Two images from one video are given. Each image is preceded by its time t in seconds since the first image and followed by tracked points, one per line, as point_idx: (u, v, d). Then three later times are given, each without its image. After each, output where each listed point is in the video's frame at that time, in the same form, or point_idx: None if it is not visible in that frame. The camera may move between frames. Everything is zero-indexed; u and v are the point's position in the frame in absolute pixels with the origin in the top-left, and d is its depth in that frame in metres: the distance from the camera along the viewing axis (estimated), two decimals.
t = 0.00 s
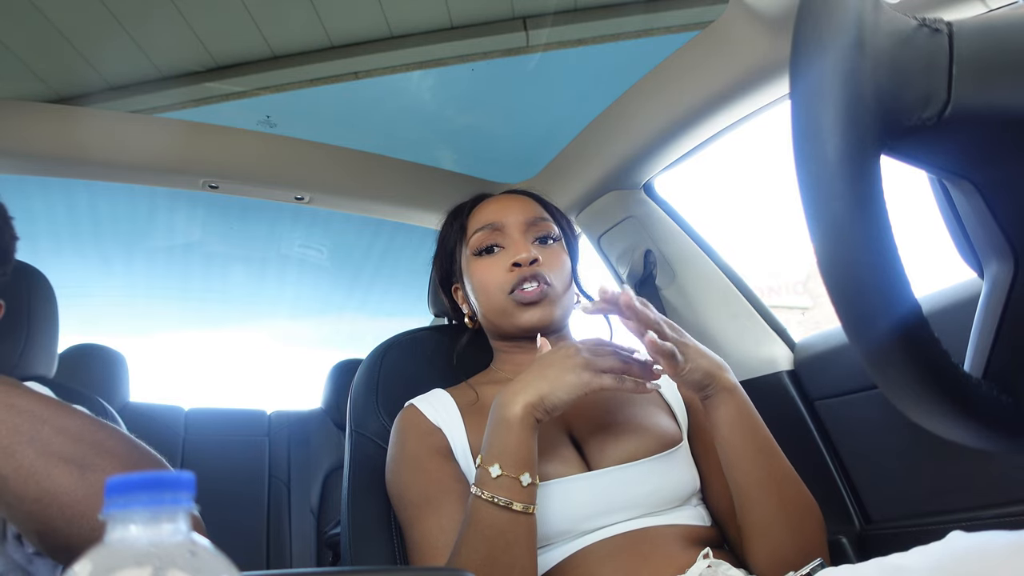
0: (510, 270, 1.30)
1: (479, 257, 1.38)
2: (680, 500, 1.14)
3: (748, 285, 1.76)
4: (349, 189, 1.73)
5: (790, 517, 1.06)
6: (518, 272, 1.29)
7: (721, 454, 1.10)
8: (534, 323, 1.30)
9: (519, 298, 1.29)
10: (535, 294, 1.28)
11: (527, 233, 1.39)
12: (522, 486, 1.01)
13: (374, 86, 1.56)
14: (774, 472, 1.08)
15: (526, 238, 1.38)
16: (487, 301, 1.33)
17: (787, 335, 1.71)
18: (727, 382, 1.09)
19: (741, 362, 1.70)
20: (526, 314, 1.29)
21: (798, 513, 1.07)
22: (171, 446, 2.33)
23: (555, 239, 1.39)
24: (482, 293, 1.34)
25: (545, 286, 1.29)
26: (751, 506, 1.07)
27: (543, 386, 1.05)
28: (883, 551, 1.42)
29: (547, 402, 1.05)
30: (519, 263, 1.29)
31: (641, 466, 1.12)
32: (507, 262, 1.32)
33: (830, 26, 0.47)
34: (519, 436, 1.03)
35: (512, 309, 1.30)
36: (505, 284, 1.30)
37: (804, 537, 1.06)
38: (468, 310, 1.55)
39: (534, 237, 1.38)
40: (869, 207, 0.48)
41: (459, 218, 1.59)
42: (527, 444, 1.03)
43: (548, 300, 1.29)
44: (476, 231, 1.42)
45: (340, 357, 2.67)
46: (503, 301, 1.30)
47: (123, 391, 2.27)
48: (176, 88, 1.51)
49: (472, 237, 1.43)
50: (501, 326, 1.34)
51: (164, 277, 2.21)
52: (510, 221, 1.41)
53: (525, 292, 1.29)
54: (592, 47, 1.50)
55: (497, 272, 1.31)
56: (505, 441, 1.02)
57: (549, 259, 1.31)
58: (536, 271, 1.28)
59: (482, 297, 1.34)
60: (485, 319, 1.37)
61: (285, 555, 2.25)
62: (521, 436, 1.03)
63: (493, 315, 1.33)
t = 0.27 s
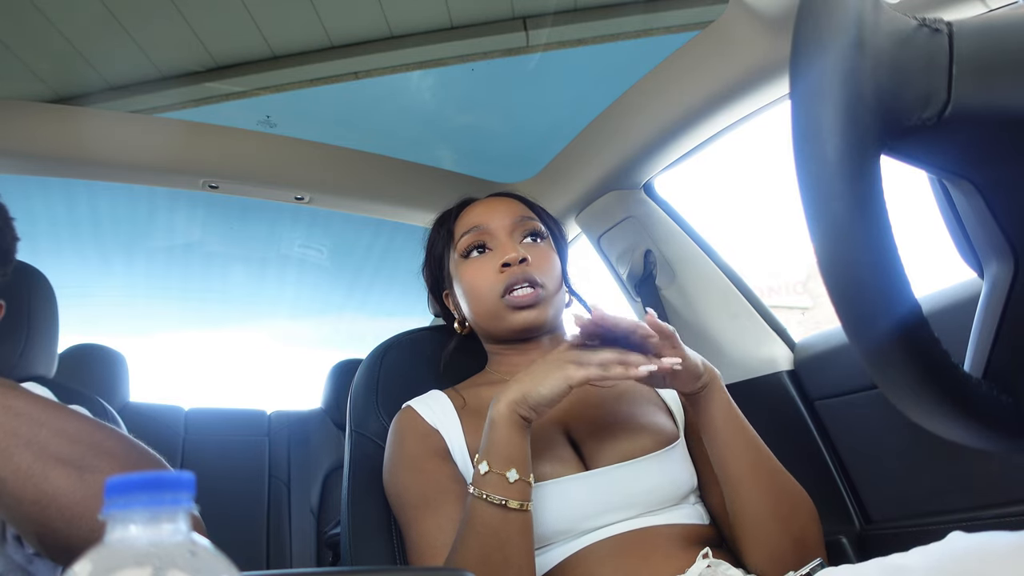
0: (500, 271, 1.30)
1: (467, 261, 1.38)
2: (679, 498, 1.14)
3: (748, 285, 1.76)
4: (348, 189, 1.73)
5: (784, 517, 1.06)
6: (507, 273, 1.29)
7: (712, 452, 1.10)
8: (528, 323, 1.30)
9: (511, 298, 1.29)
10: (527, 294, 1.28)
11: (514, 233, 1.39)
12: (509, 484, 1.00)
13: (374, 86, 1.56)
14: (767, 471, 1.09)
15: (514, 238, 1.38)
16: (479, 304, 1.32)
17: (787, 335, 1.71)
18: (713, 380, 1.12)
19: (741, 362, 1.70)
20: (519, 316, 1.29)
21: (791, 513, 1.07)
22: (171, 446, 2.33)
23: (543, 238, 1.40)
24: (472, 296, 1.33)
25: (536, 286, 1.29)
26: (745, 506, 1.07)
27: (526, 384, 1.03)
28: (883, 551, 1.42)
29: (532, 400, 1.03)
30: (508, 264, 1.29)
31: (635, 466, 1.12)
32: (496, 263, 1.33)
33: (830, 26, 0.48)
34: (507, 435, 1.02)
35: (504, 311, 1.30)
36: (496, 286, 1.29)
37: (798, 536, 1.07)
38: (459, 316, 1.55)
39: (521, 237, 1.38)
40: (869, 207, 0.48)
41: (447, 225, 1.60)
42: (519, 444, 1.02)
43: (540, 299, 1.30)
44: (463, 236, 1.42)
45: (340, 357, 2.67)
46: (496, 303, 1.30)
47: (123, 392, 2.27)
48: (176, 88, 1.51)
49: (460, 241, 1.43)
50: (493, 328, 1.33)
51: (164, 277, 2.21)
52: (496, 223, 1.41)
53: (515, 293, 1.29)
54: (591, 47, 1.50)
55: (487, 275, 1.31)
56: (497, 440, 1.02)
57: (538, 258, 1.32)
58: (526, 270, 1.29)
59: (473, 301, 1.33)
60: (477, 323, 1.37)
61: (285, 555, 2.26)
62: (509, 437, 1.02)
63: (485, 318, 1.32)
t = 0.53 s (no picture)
0: (503, 268, 1.30)
1: (469, 259, 1.38)
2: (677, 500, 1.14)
3: (748, 285, 1.76)
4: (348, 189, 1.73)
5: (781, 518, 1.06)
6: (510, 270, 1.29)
7: (707, 458, 1.09)
8: (530, 321, 1.30)
9: (514, 295, 1.29)
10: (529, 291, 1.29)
11: (517, 231, 1.39)
12: (508, 486, 1.00)
13: (374, 86, 1.56)
14: (762, 473, 1.09)
15: (516, 236, 1.38)
16: (481, 301, 1.32)
17: (787, 335, 1.71)
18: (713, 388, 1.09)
19: (741, 362, 1.70)
20: (521, 314, 1.29)
21: (788, 514, 1.07)
22: (171, 446, 2.33)
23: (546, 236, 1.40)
24: (475, 294, 1.33)
25: (539, 283, 1.29)
26: (743, 509, 1.07)
27: (523, 390, 1.01)
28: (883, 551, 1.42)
29: (528, 407, 0.99)
30: (510, 261, 1.29)
31: (636, 467, 1.13)
32: (499, 261, 1.33)
33: (830, 26, 0.48)
34: (508, 437, 1.01)
35: (506, 308, 1.30)
36: (499, 284, 1.30)
37: (797, 537, 1.07)
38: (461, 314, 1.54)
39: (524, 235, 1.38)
40: (869, 207, 0.48)
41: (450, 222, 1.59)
42: (521, 447, 1.01)
43: (543, 297, 1.30)
44: (465, 234, 1.43)
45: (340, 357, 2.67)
46: (498, 301, 1.30)
47: (123, 392, 2.27)
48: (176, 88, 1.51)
49: (462, 238, 1.43)
50: (495, 326, 1.33)
51: (164, 277, 2.21)
52: (498, 221, 1.41)
53: (518, 289, 1.29)
54: (592, 47, 1.50)
55: (490, 273, 1.31)
56: (497, 444, 1.01)
57: (541, 255, 1.32)
58: (529, 267, 1.29)
59: (475, 298, 1.33)
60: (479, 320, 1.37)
61: (285, 555, 2.26)
62: (511, 439, 1.01)
63: (488, 315, 1.32)
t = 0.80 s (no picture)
0: (507, 268, 1.30)
1: (474, 257, 1.38)
2: (677, 501, 1.14)
3: (748, 285, 1.76)
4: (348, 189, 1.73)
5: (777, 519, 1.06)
6: (515, 271, 1.29)
7: (701, 461, 1.09)
8: (533, 322, 1.29)
9: (517, 295, 1.29)
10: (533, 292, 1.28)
11: (522, 232, 1.39)
12: (510, 487, 1.00)
13: (374, 86, 1.56)
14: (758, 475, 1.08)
15: (522, 236, 1.38)
16: (484, 301, 1.32)
17: (787, 335, 1.71)
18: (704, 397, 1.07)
19: (741, 362, 1.70)
20: (524, 315, 1.29)
21: (784, 514, 1.07)
22: (171, 446, 2.33)
23: (551, 238, 1.40)
24: (478, 293, 1.33)
25: (544, 285, 1.29)
26: (739, 512, 1.06)
27: (526, 392, 1.01)
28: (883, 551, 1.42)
29: (529, 410, 0.99)
30: (515, 262, 1.29)
31: (638, 467, 1.13)
32: (503, 261, 1.33)
33: (830, 26, 0.48)
34: (511, 439, 1.01)
35: (509, 309, 1.30)
36: (502, 284, 1.30)
37: (794, 538, 1.07)
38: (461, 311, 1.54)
39: (529, 236, 1.38)
40: (869, 207, 0.48)
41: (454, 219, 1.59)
42: (524, 449, 1.01)
43: (546, 299, 1.30)
44: (469, 232, 1.43)
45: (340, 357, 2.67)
46: (501, 301, 1.30)
47: (123, 391, 2.27)
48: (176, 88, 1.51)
49: (467, 236, 1.43)
50: (496, 326, 1.33)
51: (164, 277, 2.21)
52: (503, 221, 1.41)
53: (522, 290, 1.29)
54: (591, 47, 1.50)
55: (494, 272, 1.31)
56: (500, 445, 1.01)
57: (546, 257, 1.32)
58: (534, 268, 1.29)
59: (478, 297, 1.34)
60: (480, 319, 1.37)
61: (285, 555, 2.26)
62: (514, 440, 1.01)
63: (490, 314, 1.32)
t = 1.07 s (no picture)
0: (513, 268, 1.30)
1: (480, 255, 1.38)
2: (676, 501, 1.14)
3: (748, 285, 1.76)
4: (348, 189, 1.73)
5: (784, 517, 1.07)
6: (521, 271, 1.29)
7: (712, 456, 1.08)
8: (536, 322, 1.30)
9: (522, 295, 1.29)
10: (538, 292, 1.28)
11: (530, 231, 1.38)
12: (501, 491, 0.98)
13: (374, 86, 1.56)
14: (766, 472, 1.08)
15: (529, 236, 1.38)
16: (488, 299, 1.32)
17: (787, 335, 1.71)
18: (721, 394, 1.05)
19: (741, 362, 1.70)
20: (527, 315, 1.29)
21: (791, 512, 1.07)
22: (171, 446, 2.33)
23: (558, 239, 1.39)
24: (483, 291, 1.34)
25: (550, 285, 1.29)
26: (746, 508, 1.07)
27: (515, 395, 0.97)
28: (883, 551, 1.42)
29: (519, 412, 0.95)
30: (522, 262, 1.29)
31: (637, 467, 1.12)
32: (510, 260, 1.32)
33: (830, 26, 0.48)
34: (500, 442, 0.98)
35: (514, 309, 1.30)
36: (507, 283, 1.29)
37: (798, 536, 1.07)
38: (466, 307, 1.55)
39: (537, 236, 1.38)
40: (869, 207, 0.48)
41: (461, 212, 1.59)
42: (514, 451, 0.98)
43: (551, 299, 1.30)
44: (478, 229, 1.43)
45: (340, 357, 2.67)
46: (505, 301, 1.30)
47: (122, 391, 2.27)
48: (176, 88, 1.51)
49: (475, 233, 1.43)
50: (499, 324, 1.33)
51: (164, 277, 2.21)
52: (510, 219, 1.41)
53: (528, 291, 1.29)
54: (591, 47, 1.50)
55: (499, 271, 1.31)
56: (490, 449, 0.99)
57: (553, 258, 1.32)
58: (541, 269, 1.29)
59: (483, 295, 1.34)
60: (484, 317, 1.37)
61: (285, 555, 2.26)
62: (504, 443, 0.98)
63: (494, 313, 1.32)
